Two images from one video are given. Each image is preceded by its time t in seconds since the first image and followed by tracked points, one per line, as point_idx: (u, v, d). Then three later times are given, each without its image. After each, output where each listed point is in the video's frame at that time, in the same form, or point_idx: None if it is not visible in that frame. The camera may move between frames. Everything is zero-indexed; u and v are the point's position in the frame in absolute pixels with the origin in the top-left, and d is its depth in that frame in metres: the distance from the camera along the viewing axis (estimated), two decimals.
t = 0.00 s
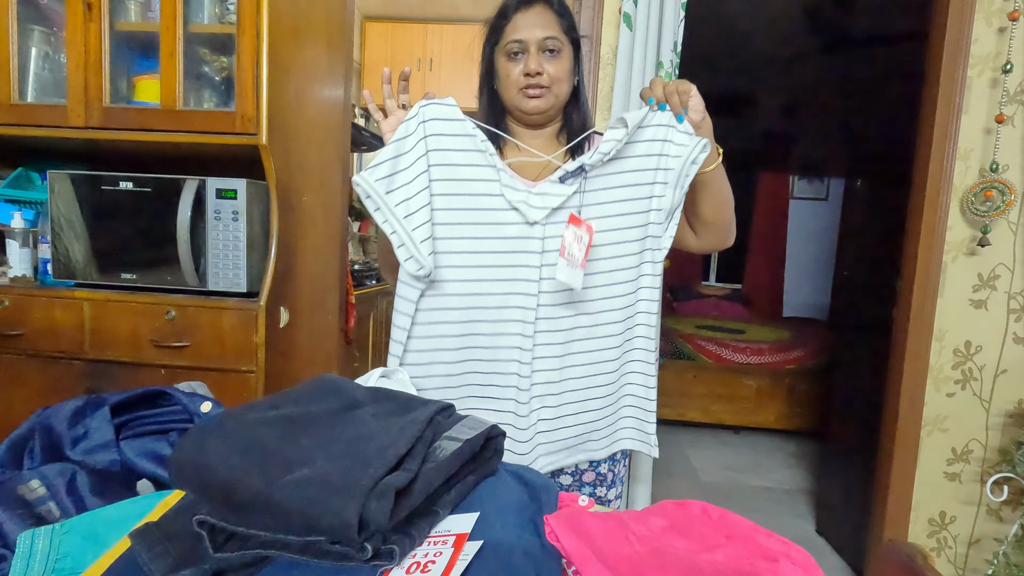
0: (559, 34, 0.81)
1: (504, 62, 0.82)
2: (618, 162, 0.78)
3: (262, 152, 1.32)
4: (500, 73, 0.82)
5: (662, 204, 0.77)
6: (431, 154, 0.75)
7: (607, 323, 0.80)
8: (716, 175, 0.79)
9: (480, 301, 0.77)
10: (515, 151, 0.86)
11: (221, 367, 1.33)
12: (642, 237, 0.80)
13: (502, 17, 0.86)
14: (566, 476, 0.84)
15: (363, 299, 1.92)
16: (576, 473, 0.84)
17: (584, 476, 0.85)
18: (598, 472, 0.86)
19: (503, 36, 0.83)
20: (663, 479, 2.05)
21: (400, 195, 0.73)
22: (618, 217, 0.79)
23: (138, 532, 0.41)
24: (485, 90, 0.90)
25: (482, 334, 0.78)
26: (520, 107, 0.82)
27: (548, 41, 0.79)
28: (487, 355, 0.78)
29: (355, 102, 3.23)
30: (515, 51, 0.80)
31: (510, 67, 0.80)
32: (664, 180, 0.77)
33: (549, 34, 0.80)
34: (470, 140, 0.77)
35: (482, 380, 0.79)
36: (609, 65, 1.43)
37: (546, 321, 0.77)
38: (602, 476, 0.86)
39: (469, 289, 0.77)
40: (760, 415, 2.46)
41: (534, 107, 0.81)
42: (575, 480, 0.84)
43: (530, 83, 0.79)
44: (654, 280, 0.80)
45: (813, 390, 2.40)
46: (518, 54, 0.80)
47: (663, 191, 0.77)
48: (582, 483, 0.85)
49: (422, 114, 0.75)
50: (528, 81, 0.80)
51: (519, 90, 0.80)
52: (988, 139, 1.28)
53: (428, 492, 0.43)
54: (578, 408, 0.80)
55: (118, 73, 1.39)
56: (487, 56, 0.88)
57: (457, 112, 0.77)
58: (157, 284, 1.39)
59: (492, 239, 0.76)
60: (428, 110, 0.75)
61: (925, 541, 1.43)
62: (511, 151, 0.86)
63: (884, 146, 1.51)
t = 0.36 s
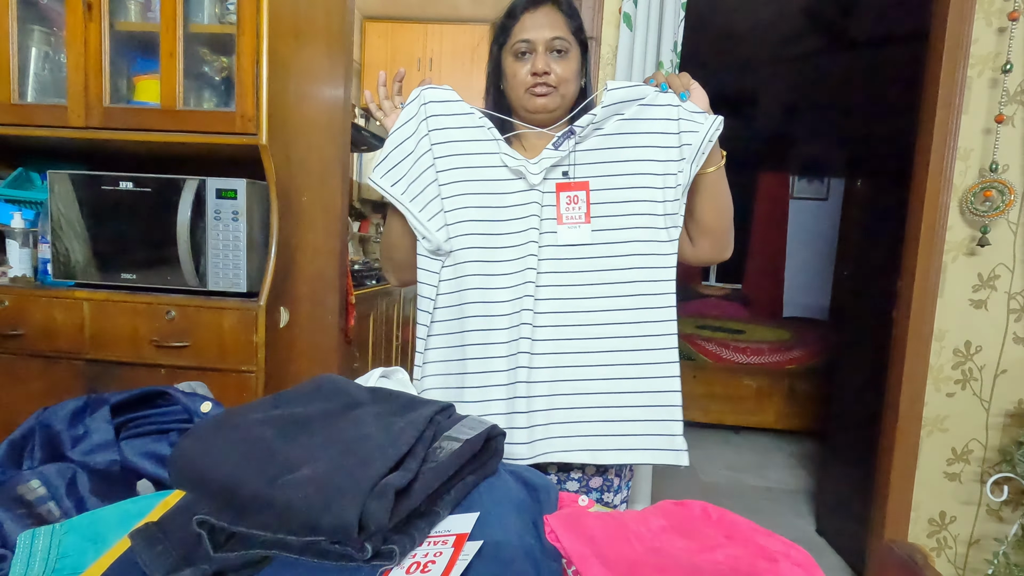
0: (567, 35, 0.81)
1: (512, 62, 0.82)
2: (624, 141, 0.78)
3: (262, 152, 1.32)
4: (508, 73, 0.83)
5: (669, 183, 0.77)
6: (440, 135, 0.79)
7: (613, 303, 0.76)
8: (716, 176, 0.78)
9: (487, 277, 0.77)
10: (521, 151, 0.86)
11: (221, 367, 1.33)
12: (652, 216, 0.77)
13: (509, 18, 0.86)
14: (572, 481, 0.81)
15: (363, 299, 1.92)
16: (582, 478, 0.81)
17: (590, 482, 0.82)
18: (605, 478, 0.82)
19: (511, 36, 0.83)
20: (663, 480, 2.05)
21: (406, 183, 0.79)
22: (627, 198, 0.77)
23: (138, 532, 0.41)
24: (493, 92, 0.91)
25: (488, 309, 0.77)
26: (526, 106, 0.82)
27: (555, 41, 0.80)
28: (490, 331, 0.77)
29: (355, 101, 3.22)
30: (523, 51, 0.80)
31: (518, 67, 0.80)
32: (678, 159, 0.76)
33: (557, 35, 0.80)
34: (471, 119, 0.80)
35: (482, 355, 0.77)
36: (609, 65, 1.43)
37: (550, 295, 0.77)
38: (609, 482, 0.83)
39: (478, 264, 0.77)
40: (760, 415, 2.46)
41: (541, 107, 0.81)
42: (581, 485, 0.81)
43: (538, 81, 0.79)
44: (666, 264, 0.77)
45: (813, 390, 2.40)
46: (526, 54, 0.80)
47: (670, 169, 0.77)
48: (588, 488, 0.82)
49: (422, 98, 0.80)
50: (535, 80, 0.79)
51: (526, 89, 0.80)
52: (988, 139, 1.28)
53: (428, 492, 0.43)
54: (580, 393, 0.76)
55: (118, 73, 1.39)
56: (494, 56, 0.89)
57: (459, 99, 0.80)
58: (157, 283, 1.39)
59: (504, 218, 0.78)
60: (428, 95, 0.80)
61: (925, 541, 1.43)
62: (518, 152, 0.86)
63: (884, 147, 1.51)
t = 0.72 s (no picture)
0: (568, 32, 0.81)
1: (512, 61, 0.82)
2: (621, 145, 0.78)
3: (262, 152, 1.32)
4: (508, 71, 0.83)
5: (667, 187, 0.76)
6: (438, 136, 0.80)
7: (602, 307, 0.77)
8: (715, 175, 0.78)
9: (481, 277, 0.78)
10: (522, 150, 0.87)
11: (221, 367, 1.32)
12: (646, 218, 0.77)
13: (509, 17, 0.86)
14: (573, 481, 0.81)
15: (363, 299, 1.92)
16: (583, 478, 0.81)
17: (592, 482, 0.81)
18: (607, 479, 0.81)
19: (511, 34, 0.83)
20: (663, 479, 2.05)
21: (404, 175, 0.78)
22: (622, 201, 0.77)
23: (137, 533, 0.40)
24: (493, 90, 0.91)
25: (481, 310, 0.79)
26: (526, 106, 0.82)
27: (556, 39, 0.80)
28: (482, 331, 0.79)
29: (355, 101, 3.22)
30: (523, 49, 0.80)
31: (518, 65, 0.80)
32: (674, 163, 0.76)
33: (558, 32, 0.80)
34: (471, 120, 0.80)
35: (475, 354, 0.79)
36: (609, 65, 1.43)
37: (540, 298, 0.77)
38: (611, 483, 0.81)
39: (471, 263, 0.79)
40: (760, 415, 2.46)
41: (542, 106, 0.81)
42: (582, 485, 0.81)
43: (538, 80, 0.79)
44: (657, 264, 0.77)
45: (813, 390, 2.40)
46: (526, 52, 0.80)
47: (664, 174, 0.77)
48: (590, 488, 0.81)
49: (422, 97, 0.80)
50: (536, 78, 0.79)
51: (526, 88, 0.80)
52: (988, 139, 1.28)
53: (429, 492, 0.43)
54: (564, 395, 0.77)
55: (119, 73, 1.39)
56: (494, 55, 0.89)
57: (460, 99, 0.80)
58: (157, 283, 1.39)
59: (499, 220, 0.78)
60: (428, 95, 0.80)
61: (925, 541, 1.43)
62: (518, 151, 0.87)
63: (884, 147, 1.51)
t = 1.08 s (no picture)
0: (569, 29, 0.81)
1: (514, 58, 0.81)
2: (634, 151, 0.77)
3: (262, 152, 1.32)
4: (510, 69, 0.82)
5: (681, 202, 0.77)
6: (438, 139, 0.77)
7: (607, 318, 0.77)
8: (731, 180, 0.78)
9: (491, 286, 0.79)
10: (525, 149, 0.87)
11: (221, 367, 1.33)
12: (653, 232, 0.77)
13: (510, 15, 0.86)
14: (578, 482, 0.81)
15: (363, 299, 1.92)
16: (588, 479, 0.81)
17: (597, 483, 0.82)
18: (612, 479, 0.82)
19: (513, 32, 0.83)
20: (663, 479, 2.05)
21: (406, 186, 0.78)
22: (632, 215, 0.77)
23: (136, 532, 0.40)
24: (494, 90, 0.91)
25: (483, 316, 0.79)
26: (529, 104, 0.81)
27: (558, 36, 0.79)
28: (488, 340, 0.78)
29: (355, 101, 3.22)
30: (525, 46, 0.80)
31: (520, 62, 0.80)
32: (694, 180, 0.76)
33: (560, 28, 0.80)
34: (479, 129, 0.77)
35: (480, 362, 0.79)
36: (609, 65, 1.42)
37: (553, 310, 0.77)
38: (616, 484, 0.83)
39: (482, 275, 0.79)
40: (760, 415, 2.46)
41: (545, 103, 0.81)
42: (587, 487, 0.81)
43: (541, 76, 0.79)
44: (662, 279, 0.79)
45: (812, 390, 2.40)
46: (528, 49, 0.80)
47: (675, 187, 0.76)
48: (596, 490, 0.82)
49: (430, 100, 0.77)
50: (538, 75, 0.79)
51: (529, 84, 0.80)
52: (989, 139, 1.28)
53: (429, 492, 0.43)
54: (568, 405, 0.77)
55: (118, 73, 1.39)
56: (496, 55, 0.89)
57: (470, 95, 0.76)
58: (157, 283, 1.39)
59: (509, 232, 0.78)
60: (435, 95, 0.77)
61: (925, 541, 1.43)
62: (522, 150, 0.86)
63: (884, 147, 1.51)
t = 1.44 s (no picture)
0: (576, 27, 0.79)
1: (520, 58, 0.80)
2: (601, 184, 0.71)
3: (262, 152, 1.32)
4: (516, 68, 0.81)
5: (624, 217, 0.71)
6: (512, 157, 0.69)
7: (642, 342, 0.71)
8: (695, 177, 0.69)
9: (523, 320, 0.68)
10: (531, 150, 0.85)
11: (221, 366, 1.33)
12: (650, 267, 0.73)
13: (517, 14, 0.86)
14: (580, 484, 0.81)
15: (364, 299, 1.92)
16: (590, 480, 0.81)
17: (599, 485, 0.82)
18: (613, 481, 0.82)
19: (520, 31, 0.82)
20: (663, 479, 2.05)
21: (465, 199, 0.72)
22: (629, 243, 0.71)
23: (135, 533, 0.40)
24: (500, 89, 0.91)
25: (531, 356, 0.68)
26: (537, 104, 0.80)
27: (566, 34, 0.77)
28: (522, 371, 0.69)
29: (355, 101, 3.23)
30: (532, 45, 0.78)
31: (527, 62, 0.78)
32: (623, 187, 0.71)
33: (567, 27, 0.78)
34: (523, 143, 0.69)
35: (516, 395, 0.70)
36: (609, 65, 1.42)
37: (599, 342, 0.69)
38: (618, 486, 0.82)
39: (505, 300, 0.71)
40: (759, 415, 2.46)
41: (552, 103, 0.80)
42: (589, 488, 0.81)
43: (548, 75, 0.78)
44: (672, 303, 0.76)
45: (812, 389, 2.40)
46: (534, 48, 0.78)
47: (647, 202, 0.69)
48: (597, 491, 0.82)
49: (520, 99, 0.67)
50: (545, 74, 0.78)
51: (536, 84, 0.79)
52: (989, 139, 1.28)
53: (428, 492, 0.43)
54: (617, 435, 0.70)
55: (118, 73, 1.39)
56: (503, 54, 0.88)
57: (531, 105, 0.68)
58: (157, 283, 1.39)
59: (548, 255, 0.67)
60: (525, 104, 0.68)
61: (925, 541, 1.43)
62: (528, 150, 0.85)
63: (884, 147, 1.51)
